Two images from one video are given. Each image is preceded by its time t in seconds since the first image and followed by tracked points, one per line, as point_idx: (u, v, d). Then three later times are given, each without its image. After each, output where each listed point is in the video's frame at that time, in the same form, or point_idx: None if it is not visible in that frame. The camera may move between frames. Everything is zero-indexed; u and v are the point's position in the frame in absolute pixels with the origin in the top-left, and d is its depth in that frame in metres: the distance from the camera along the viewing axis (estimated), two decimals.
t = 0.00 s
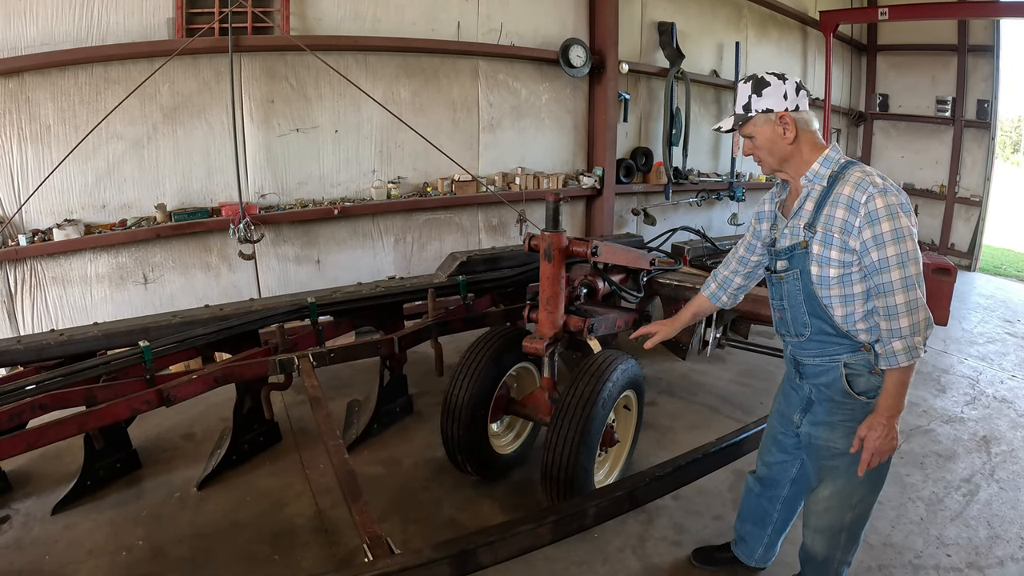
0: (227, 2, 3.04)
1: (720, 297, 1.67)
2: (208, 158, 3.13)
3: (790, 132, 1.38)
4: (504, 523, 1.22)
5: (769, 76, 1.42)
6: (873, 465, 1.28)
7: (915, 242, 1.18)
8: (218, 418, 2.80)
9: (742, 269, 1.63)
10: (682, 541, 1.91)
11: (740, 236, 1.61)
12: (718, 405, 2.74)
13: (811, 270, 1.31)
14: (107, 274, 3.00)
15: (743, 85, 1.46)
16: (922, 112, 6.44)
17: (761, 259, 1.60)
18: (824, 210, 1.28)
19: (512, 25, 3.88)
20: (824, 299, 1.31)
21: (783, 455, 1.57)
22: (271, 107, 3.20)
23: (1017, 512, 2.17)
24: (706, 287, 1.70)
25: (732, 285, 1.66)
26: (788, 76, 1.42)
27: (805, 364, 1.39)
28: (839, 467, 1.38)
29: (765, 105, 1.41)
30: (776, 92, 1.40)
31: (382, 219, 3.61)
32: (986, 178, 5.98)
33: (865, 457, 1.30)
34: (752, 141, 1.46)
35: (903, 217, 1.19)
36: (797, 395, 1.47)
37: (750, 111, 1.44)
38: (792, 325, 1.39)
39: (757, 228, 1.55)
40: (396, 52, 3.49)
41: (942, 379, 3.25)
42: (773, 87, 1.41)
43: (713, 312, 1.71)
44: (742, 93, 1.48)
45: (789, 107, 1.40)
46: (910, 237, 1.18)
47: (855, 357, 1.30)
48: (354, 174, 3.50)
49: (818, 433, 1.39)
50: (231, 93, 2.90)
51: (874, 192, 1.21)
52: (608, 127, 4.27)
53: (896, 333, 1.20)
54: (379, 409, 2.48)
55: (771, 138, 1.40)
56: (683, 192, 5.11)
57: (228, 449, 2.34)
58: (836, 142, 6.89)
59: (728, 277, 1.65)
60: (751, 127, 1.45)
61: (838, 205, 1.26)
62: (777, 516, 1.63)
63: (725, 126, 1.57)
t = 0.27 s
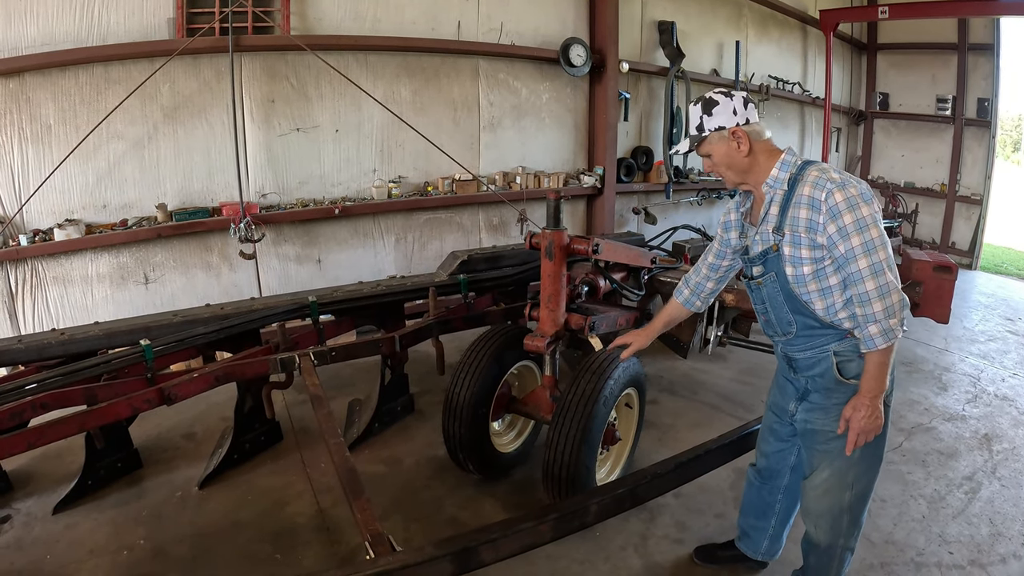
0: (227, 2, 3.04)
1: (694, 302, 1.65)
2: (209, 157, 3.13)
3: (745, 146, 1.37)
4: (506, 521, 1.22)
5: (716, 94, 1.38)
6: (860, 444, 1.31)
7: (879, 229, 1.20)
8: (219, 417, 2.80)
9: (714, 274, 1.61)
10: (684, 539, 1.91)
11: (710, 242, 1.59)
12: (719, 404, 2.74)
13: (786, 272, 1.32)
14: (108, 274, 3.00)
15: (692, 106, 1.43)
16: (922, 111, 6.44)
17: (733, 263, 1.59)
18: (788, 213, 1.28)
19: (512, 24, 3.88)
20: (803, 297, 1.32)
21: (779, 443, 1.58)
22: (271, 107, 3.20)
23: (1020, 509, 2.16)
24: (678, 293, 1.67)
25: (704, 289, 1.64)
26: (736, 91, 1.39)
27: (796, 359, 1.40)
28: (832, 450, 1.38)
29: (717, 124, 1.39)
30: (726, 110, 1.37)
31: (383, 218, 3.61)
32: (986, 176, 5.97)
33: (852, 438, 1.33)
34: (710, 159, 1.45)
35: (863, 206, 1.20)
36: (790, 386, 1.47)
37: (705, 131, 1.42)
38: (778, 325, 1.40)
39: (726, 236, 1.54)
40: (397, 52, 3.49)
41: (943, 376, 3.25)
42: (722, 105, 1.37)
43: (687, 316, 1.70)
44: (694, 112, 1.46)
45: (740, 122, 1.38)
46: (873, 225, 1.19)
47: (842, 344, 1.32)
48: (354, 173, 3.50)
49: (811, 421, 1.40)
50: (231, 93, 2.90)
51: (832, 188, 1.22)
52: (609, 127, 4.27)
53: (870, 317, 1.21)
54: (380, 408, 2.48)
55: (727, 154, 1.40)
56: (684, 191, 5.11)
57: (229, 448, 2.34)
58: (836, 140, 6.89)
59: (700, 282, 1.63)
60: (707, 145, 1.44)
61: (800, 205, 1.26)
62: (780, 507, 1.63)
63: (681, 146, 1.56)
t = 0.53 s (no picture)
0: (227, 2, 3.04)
1: (691, 305, 1.66)
2: (209, 157, 3.13)
3: (727, 149, 1.38)
4: (506, 519, 1.22)
5: (695, 100, 1.39)
6: (855, 438, 1.31)
7: (863, 223, 1.20)
8: (219, 417, 2.80)
9: (709, 278, 1.62)
10: (685, 538, 1.91)
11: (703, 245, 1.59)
12: (719, 403, 2.74)
13: (774, 271, 1.33)
14: (108, 274, 3.00)
15: (671, 114, 1.42)
16: (923, 110, 6.43)
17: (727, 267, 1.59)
18: (773, 213, 1.29)
19: (512, 24, 3.88)
20: (793, 294, 1.33)
21: (777, 438, 1.58)
22: (271, 107, 3.20)
23: (1021, 508, 2.16)
24: (676, 296, 1.68)
25: (701, 293, 1.65)
26: (712, 95, 1.39)
27: (792, 355, 1.40)
28: (826, 442, 1.38)
29: (698, 129, 1.39)
30: (706, 115, 1.37)
31: (383, 218, 3.61)
32: (987, 175, 5.97)
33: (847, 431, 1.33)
34: (692, 163, 1.46)
35: (846, 202, 1.20)
36: (787, 382, 1.47)
37: (686, 138, 1.41)
38: (771, 323, 1.41)
39: (716, 239, 1.53)
40: (397, 52, 3.49)
41: (943, 376, 3.25)
42: (701, 111, 1.38)
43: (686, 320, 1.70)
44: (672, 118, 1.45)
45: (721, 126, 1.39)
46: (856, 220, 1.19)
47: (837, 338, 1.31)
48: (354, 173, 3.50)
49: (807, 414, 1.40)
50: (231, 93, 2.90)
51: (814, 185, 1.23)
52: (608, 126, 4.26)
53: (859, 311, 1.21)
54: (380, 407, 2.48)
55: (710, 158, 1.41)
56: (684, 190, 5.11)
57: (229, 448, 2.34)
58: (836, 140, 6.88)
59: (697, 287, 1.64)
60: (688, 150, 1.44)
61: (783, 205, 1.27)
62: (780, 503, 1.63)
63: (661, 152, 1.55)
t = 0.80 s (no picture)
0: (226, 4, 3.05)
1: (702, 313, 1.66)
2: (208, 159, 3.14)
3: (727, 146, 1.38)
4: (503, 519, 1.22)
5: (698, 95, 1.39)
6: (843, 445, 1.28)
7: (857, 228, 1.19)
8: (219, 418, 2.80)
9: (718, 286, 1.62)
10: (684, 539, 1.90)
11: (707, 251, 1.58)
12: (719, 403, 2.74)
13: (769, 275, 1.33)
14: (108, 275, 3.00)
15: (674, 107, 1.42)
16: (923, 110, 6.43)
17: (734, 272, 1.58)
18: (766, 217, 1.29)
19: (511, 24, 3.88)
20: (788, 299, 1.33)
21: (774, 439, 1.57)
22: (270, 108, 3.20)
23: (1021, 509, 2.16)
24: (687, 304, 1.69)
25: (712, 301, 1.65)
26: (716, 93, 1.40)
27: (789, 358, 1.40)
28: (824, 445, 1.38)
29: (700, 123, 1.39)
30: (709, 111, 1.37)
31: (382, 219, 3.61)
32: (987, 175, 5.96)
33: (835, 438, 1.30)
34: (690, 159, 1.46)
35: (840, 206, 1.20)
36: (785, 383, 1.47)
37: (687, 131, 1.41)
38: (768, 326, 1.41)
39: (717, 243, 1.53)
40: (396, 53, 3.49)
41: (944, 376, 3.24)
42: (704, 106, 1.38)
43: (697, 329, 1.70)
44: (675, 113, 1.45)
45: (723, 123, 1.39)
46: (850, 224, 1.19)
47: (834, 342, 1.31)
48: (354, 174, 3.50)
49: (805, 416, 1.39)
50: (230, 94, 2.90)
51: (807, 190, 1.23)
52: (608, 127, 4.26)
53: (851, 317, 1.21)
54: (379, 408, 2.48)
55: (709, 154, 1.40)
56: (683, 191, 5.10)
57: (228, 449, 2.34)
58: (836, 140, 6.88)
59: (708, 295, 1.64)
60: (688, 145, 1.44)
61: (777, 209, 1.27)
62: (777, 504, 1.62)
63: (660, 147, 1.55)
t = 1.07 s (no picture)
0: (227, 7, 3.05)
1: (700, 325, 1.67)
2: (209, 161, 3.14)
3: (723, 157, 1.40)
4: (502, 522, 1.22)
5: (689, 109, 1.41)
6: (847, 450, 1.28)
7: (857, 231, 1.19)
8: (220, 420, 2.81)
9: (715, 295, 1.62)
10: (683, 540, 1.91)
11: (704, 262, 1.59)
12: (719, 405, 2.74)
13: (771, 281, 1.34)
14: (109, 277, 3.01)
15: (667, 123, 1.44)
16: (923, 111, 6.43)
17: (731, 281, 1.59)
18: (765, 223, 1.30)
19: (511, 26, 3.89)
20: (791, 304, 1.33)
21: (773, 442, 1.57)
22: (271, 111, 3.21)
23: (1021, 510, 2.16)
24: (686, 319, 1.69)
25: (709, 312, 1.65)
26: (707, 105, 1.43)
27: (793, 364, 1.40)
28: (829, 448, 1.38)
29: (693, 137, 1.41)
30: (702, 123, 1.40)
31: (383, 221, 3.62)
32: (987, 175, 5.96)
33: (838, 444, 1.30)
34: (687, 173, 1.47)
35: (838, 209, 1.20)
36: (787, 386, 1.48)
37: (681, 146, 1.43)
38: (771, 332, 1.41)
39: (715, 254, 1.54)
40: (396, 55, 3.50)
41: (944, 377, 3.25)
42: (697, 119, 1.40)
43: (698, 341, 1.71)
44: (667, 129, 1.47)
45: (716, 134, 1.41)
46: (849, 228, 1.19)
47: (838, 346, 1.31)
48: (354, 176, 3.50)
49: (809, 420, 1.40)
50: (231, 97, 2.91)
51: (805, 195, 1.23)
52: (608, 128, 4.27)
53: (853, 320, 1.21)
54: (380, 410, 2.48)
55: (705, 166, 1.42)
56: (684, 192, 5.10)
57: (229, 451, 2.34)
58: (836, 141, 6.88)
59: (705, 306, 1.65)
60: (683, 159, 1.45)
61: (776, 215, 1.27)
62: (775, 506, 1.63)
63: (655, 164, 1.56)
